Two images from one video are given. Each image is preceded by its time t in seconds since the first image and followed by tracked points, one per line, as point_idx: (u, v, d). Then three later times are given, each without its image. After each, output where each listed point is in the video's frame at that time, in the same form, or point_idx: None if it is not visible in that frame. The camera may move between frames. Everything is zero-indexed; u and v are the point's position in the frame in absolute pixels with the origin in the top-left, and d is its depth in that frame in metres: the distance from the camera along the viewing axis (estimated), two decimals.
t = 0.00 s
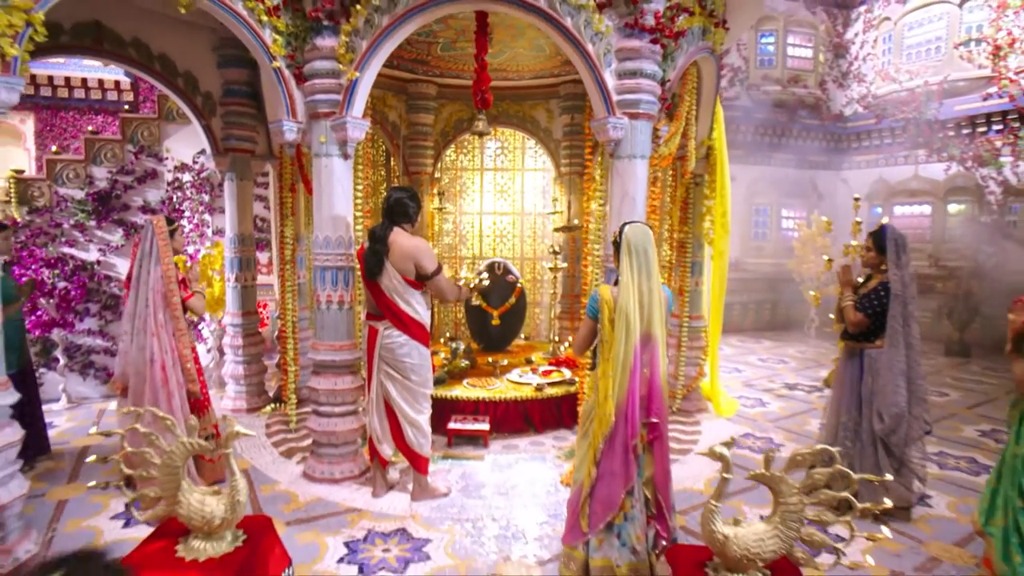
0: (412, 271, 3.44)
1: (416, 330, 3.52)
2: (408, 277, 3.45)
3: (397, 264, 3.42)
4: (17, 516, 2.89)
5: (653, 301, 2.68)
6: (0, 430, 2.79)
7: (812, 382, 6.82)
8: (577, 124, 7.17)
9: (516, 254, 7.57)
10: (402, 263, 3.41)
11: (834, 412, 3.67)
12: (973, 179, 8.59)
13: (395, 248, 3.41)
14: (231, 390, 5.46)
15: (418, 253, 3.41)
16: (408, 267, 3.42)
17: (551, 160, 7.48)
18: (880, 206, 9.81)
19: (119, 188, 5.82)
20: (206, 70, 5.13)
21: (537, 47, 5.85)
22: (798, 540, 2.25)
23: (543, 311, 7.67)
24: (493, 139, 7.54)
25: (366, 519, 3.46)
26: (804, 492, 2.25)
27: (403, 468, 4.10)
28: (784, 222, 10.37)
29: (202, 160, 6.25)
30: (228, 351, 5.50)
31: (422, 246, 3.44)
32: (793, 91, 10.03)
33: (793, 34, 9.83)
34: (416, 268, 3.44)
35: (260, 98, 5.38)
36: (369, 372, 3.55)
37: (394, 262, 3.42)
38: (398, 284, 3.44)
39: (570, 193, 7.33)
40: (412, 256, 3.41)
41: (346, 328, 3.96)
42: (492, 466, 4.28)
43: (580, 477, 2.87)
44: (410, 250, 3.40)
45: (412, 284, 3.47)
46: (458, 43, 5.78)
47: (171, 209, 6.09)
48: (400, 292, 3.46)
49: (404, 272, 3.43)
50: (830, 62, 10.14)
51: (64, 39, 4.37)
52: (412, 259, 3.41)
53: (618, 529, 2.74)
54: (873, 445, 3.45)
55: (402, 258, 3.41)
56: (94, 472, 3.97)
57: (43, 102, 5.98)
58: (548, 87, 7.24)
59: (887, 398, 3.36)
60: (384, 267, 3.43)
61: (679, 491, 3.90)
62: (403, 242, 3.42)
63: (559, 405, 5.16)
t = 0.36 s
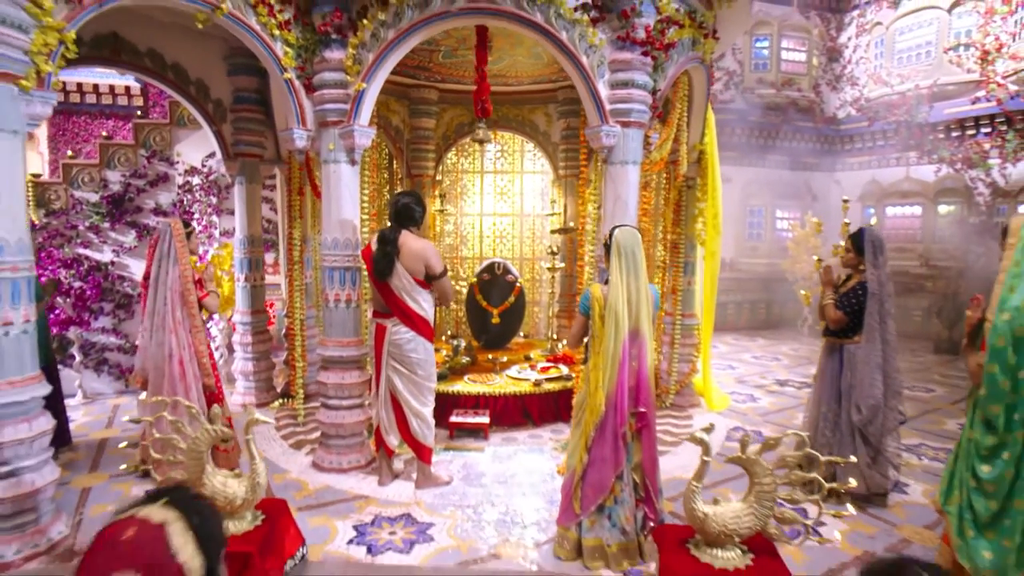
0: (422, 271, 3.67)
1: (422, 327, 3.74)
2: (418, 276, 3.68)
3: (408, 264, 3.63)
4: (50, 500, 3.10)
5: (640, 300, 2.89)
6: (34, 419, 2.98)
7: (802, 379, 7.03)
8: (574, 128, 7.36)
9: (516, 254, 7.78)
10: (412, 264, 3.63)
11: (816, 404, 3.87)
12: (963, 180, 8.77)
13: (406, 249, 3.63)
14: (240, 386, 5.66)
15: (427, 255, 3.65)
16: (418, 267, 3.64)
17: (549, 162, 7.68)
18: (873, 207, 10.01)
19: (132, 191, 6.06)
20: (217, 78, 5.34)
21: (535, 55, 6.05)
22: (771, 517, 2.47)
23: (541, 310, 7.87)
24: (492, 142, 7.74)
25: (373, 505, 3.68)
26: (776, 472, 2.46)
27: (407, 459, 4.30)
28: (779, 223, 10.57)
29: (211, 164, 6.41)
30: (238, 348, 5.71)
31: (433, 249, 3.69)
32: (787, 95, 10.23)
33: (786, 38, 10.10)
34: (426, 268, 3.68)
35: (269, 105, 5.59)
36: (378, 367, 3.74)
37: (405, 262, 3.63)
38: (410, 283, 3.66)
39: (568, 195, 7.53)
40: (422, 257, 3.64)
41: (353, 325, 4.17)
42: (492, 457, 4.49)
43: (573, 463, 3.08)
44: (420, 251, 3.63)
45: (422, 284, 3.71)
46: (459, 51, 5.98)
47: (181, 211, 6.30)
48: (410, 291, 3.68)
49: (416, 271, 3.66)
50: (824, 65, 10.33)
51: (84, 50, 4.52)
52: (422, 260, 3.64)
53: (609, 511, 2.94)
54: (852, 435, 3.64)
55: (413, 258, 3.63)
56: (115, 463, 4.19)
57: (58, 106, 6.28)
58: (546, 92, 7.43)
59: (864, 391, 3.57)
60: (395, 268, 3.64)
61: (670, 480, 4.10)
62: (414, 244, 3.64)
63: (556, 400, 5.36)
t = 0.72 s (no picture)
0: (432, 270, 3.91)
1: (429, 323, 3.95)
2: (429, 276, 3.92)
3: (419, 264, 3.85)
4: (78, 485, 3.31)
5: (630, 297, 3.08)
6: (64, 409, 3.18)
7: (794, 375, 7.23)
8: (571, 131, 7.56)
9: (516, 254, 7.98)
10: (423, 263, 3.86)
11: (801, 396, 4.07)
12: (954, 181, 8.94)
13: (416, 250, 3.84)
14: (250, 381, 5.86)
15: (437, 255, 3.88)
16: (428, 266, 3.88)
17: (548, 165, 7.87)
18: (866, 207, 10.20)
19: (145, 194, 6.27)
20: (228, 85, 5.55)
21: (534, 62, 6.23)
22: (750, 498, 2.66)
23: (541, 308, 8.06)
24: (493, 145, 7.94)
25: (380, 492, 3.88)
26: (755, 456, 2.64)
27: (411, 450, 4.51)
28: (774, 223, 10.76)
29: (220, 166, 6.62)
30: (247, 345, 5.92)
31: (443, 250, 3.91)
32: (782, 97, 10.41)
33: (782, 41, 10.29)
34: (436, 267, 3.91)
35: (277, 110, 5.79)
36: (387, 362, 3.94)
37: (415, 263, 3.84)
38: (422, 283, 3.88)
39: (566, 197, 7.73)
40: (433, 257, 3.87)
41: (359, 322, 4.37)
42: (492, 449, 4.69)
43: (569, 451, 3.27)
44: (429, 252, 3.86)
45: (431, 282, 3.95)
46: (460, 58, 6.17)
47: (192, 212, 6.49)
48: (420, 290, 3.89)
49: (427, 272, 3.89)
50: (819, 68, 10.51)
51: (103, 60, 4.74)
52: (433, 260, 3.87)
53: (602, 495, 3.14)
54: (834, 426, 3.84)
55: (423, 259, 3.85)
56: (133, 454, 4.39)
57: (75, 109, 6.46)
58: (545, 96, 7.63)
59: (845, 383, 3.76)
60: (405, 267, 3.84)
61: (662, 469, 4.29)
62: (424, 245, 3.86)
63: (554, 394, 5.57)
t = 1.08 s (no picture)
0: (441, 268, 4.11)
1: (437, 319, 4.15)
2: (438, 275, 4.12)
3: (428, 262, 4.05)
4: (107, 470, 3.52)
5: (626, 293, 3.27)
6: (94, 399, 3.41)
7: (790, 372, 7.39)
8: (572, 133, 7.73)
9: (519, 253, 8.17)
10: (432, 262, 4.06)
11: (790, 389, 4.25)
12: (949, 182, 9.08)
13: (424, 250, 4.04)
14: (261, 376, 6.07)
15: (445, 254, 4.07)
16: (437, 264, 4.08)
17: (551, 166, 8.05)
18: (864, 206, 10.35)
19: (160, 195, 6.49)
20: (241, 91, 5.77)
21: (536, 67, 6.40)
22: (736, 481, 2.85)
23: (543, 306, 8.25)
24: (496, 147, 8.13)
25: (388, 480, 4.08)
26: (740, 442, 2.83)
27: (417, 442, 4.71)
28: (773, 223, 10.92)
29: (230, 168, 6.79)
30: (259, 341, 6.13)
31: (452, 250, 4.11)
32: (781, 98, 10.57)
33: (781, 44, 10.47)
34: (444, 264, 4.11)
35: (288, 114, 5.99)
36: (395, 357, 4.13)
37: (424, 261, 4.04)
38: (430, 281, 4.08)
39: (567, 197, 7.91)
40: (443, 257, 4.07)
41: (368, 318, 4.57)
42: (495, 440, 4.88)
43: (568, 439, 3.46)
44: (438, 251, 4.05)
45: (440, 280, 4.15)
46: (464, 63, 6.35)
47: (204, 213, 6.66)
48: (429, 288, 4.09)
49: (436, 270, 4.09)
50: (817, 70, 10.66)
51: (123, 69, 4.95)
52: (442, 259, 4.07)
53: (598, 480, 3.34)
54: (822, 417, 4.02)
55: (431, 257, 4.05)
56: (152, 445, 4.61)
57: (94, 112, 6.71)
58: (547, 99, 7.80)
59: (832, 376, 3.94)
60: (413, 266, 4.04)
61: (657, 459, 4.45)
62: (433, 245, 4.05)
63: (555, 388, 5.76)
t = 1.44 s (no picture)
0: (449, 267, 4.30)
1: (446, 316, 4.34)
2: (447, 274, 4.31)
3: (437, 262, 4.24)
4: (136, 457, 3.73)
5: (626, 291, 3.45)
6: (125, 390, 3.63)
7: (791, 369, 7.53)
8: (578, 135, 7.90)
9: (525, 253, 8.36)
10: (441, 261, 4.25)
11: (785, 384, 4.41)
12: (951, 182, 9.16)
13: (434, 250, 4.23)
14: (276, 371, 6.30)
15: (453, 254, 4.26)
16: (446, 263, 4.27)
17: (557, 168, 8.23)
18: (867, 207, 10.45)
19: (178, 197, 6.73)
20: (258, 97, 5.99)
21: (542, 72, 6.56)
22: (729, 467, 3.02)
23: (548, 305, 8.43)
24: (504, 149, 8.32)
25: (400, 469, 4.29)
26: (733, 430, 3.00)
27: (426, 434, 4.91)
28: (777, 223, 11.04)
29: (246, 170, 7.00)
30: (274, 338, 6.35)
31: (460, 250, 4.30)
32: (784, 100, 10.69)
33: (784, 46, 10.59)
34: (452, 264, 4.30)
35: (302, 119, 6.21)
36: (407, 352, 4.34)
37: (434, 261, 4.24)
38: (439, 280, 4.28)
39: (572, 198, 8.07)
40: (451, 256, 4.26)
41: (380, 315, 4.78)
42: (501, 433, 5.08)
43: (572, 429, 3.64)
44: (447, 251, 4.24)
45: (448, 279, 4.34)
46: (472, 69, 6.54)
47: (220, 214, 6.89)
48: (438, 287, 4.29)
49: (445, 270, 4.29)
50: (820, 72, 10.77)
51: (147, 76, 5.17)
52: (450, 258, 4.26)
53: (600, 468, 3.52)
54: (816, 410, 4.18)
55: (440, 257, 4.24)
56: (174, 436, 4.83)
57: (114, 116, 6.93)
58: (553, 102, 7.98)
59: (825, 371, 4.10)
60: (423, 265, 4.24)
61: (657, 451, 4.60)
62: (442, 245, 4.24)
63: (560, 384, 5.95)
